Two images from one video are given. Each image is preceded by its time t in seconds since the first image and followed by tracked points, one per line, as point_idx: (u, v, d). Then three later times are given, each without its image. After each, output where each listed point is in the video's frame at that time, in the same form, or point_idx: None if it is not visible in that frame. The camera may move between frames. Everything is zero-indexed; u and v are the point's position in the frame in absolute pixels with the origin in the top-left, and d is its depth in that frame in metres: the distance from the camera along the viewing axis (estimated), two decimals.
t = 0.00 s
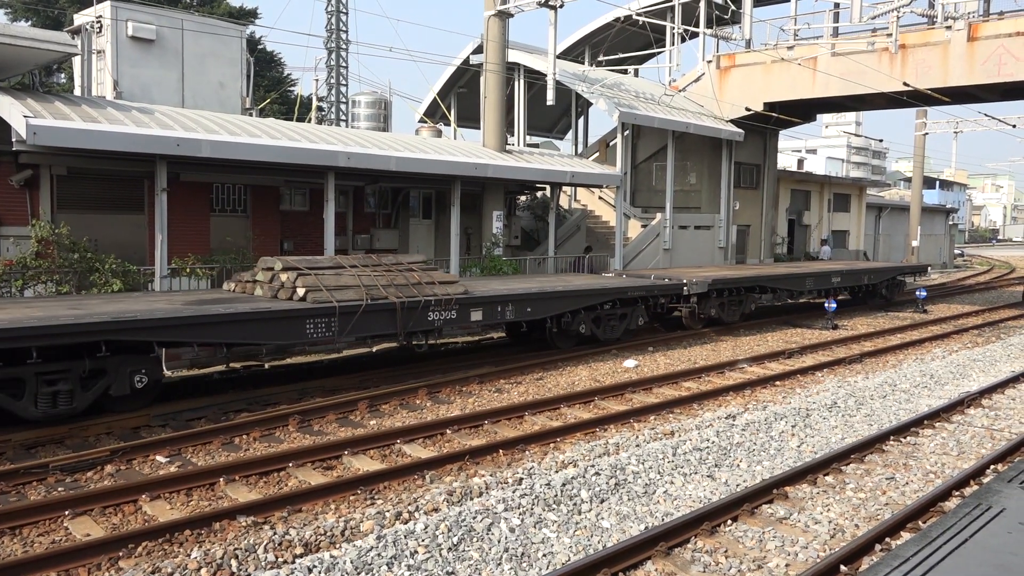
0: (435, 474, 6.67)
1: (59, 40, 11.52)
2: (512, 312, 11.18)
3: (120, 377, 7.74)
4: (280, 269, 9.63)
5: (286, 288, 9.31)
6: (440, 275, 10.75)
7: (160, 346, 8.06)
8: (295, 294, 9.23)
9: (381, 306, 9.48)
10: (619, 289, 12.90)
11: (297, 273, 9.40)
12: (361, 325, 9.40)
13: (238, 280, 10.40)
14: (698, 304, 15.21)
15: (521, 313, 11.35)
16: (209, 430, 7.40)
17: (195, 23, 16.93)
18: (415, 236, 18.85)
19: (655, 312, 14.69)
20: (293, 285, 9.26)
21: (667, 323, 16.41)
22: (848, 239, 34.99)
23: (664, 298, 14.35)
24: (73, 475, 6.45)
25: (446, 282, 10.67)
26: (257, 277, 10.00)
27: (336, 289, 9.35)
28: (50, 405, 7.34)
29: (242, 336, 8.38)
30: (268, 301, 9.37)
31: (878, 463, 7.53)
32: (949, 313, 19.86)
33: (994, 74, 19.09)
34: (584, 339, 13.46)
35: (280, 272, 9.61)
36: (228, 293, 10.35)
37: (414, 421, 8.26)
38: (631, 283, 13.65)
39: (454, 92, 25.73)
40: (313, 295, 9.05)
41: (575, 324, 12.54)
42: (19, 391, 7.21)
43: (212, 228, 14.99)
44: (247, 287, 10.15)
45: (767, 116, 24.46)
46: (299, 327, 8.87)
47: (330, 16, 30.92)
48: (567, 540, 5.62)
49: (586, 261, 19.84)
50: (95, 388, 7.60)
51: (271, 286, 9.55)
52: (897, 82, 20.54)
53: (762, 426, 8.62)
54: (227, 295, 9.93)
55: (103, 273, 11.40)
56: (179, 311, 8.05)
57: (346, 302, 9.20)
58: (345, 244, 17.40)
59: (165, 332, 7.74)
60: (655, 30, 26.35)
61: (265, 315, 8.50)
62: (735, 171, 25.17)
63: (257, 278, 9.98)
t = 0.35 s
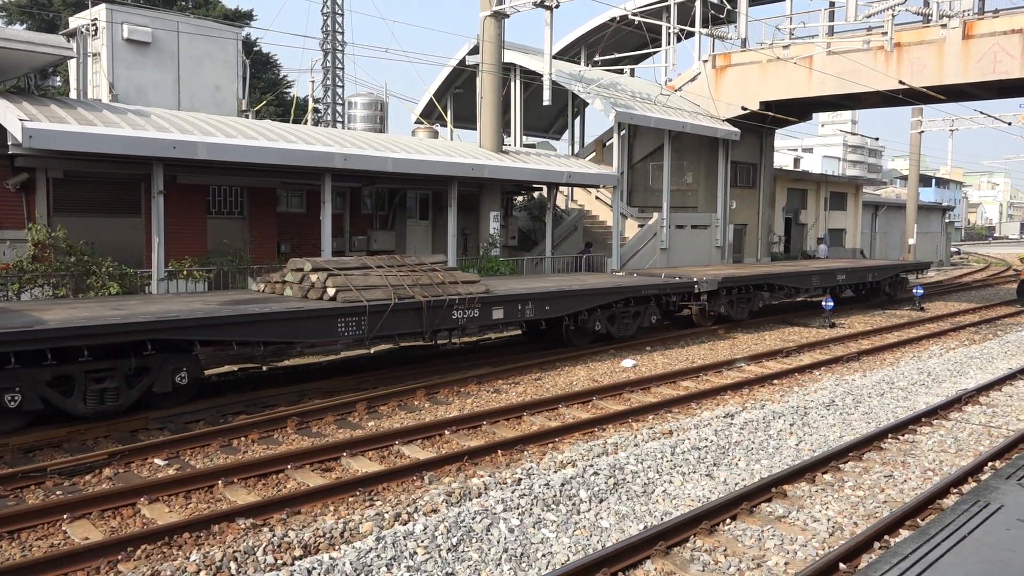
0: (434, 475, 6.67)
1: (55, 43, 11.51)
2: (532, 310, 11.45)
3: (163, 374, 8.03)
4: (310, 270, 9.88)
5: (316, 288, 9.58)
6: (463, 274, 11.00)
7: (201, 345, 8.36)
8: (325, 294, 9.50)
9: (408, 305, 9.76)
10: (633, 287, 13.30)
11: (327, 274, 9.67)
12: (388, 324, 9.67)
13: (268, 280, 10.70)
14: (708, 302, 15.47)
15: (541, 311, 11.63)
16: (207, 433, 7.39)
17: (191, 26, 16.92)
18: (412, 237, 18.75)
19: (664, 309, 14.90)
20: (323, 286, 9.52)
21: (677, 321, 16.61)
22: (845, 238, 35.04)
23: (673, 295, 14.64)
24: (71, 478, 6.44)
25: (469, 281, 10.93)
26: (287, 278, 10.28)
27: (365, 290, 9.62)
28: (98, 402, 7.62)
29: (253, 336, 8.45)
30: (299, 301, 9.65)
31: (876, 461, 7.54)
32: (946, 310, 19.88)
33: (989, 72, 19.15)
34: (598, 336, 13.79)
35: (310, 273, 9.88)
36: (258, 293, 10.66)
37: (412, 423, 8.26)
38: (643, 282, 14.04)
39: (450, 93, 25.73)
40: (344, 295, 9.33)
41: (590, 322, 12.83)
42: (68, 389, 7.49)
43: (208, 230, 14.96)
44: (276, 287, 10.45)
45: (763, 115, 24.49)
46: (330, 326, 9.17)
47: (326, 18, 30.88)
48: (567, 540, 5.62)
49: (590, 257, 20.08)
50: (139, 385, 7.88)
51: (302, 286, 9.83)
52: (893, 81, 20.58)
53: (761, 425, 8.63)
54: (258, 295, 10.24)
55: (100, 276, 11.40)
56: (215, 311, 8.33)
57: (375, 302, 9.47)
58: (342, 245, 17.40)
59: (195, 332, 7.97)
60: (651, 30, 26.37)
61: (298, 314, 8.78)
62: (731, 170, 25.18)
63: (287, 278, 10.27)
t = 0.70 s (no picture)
0: (433, 476, 6.67)
1: (51, 45, 11.51)
2: (552, 308, 11.78)
3: (204, 370, 8.34)
4: (339, 269, 10.18)
5: (346, 287, 9.88)
6: (485, 274, 11.31)
7: (239, 342, 8.68)
8: (355, 293, 9.81)
9: (434, 304, 10.08)
10: (646, 286, 13.57)
11: (356, 273, 9.98)
12: (416, 322, 9.99)
13: (296, 280, 10.96)
14: (719, 301, 15.71)
15: (559, 309, 11.96)
16: (206, 434, 7.39)
17: (187, 27, 16.90)
18: (410, 238, 18.72)
19: (676, 308, 15.11)
20: (353, 285, 9.83)
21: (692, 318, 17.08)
22: (842, 237, 35.10)
23: (685, 294, 14.81)
24: (70, 481, 6.43)
25: (490, 281, 11.22)
26: (314, 277, 10.56)
27: (394, 288, 9.94)
28: (144, 397, 7.92)
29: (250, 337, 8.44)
30: (329, 299, 9.93)
31: (874, 460, 7.54)
32: (944, 309, 19.92)
33: (985, 71, 19.18)
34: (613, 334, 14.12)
35: (339, 272, 10.17)
36: (286, 293, 10.91)
37: (410, 424, 8.26)
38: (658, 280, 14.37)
39: (447, 94, 25.73)
40: (374, 294, 9.65)
41: (605, 321, 13.15)
42: (115, 384, 7.79)
43: (206, 232, 14.93)
44: (303, 287, 10.71)
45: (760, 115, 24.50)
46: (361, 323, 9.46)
47: (322, 19, 30.86)
48: (566, 540, 5.62)
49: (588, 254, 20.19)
50: (182, 381, 8.20)
51: (330, 285, 10.11)
52: (889, 80, 20.61)
53: (759, 424, 8.63)
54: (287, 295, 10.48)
55: (98, 278, 11.38)
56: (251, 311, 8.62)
57: (404, 300, 9.79)
58: (339, 246, 17.38)
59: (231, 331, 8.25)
60: (648, 30, 26.35)
61: (307, 316, 8.92)
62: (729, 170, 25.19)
63: (315, 278, 10.53)
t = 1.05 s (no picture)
0: (433, 476, 6.67)
1: (50, 45, 11.51)
2: (571, 306, 12.12)
3: (244, 366, 8.64)
4: (368, 268, 10.55)
5: (377, 286, 10.27)
6: (508, 273, 11.68)
7: (278, 339, 9.00)
8: (385, 291, 10.20)
9: (461, 302, 10.47)
10: (661, 284, 13.89)
11: (386, 272, 10.36)
12: (443, 320, 10.39)
13: (326, 278, 11.36)
14: (731, 299, 16.01)
15: (579, 307, 12.29)
16: (207, 434, 7.40)
17: (187, 27, 16.90)
18: (410, 238, 18.71)
19: (688, 307, 15.46)
20: (383, 283, 10.22)
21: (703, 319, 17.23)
22: (842, 237, 35.11)
23: (698, 292, 15.09)
24: (70, 481, 6.42)
25: (513, 279, 11.60)
26: (344, 276, 10.93)
27: (423, 287, 10.35)
28: (188, 391, 8.20)
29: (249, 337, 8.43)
30: (360, 297, 10.32)
31: (874, 460, 7.55)
32: (943, 309, 19.93)
33: (985, 70, 19.19)
34: (629, 332, 14.45)
35: (369, 271, 10.54)
36: (316, 291, 11.30)
37: (411, 423, 8.27)
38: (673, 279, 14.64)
39: (446, 94, 25.73)
40: (404, 292, 10.04)
41: (621, 318, 13.52)
42: (162, 379, 8.08)
43: (205, 232, 14.93)
44: (333, 286, 11.11)
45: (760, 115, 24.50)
46: (392, 321, 9.86)
47: (322, 19, 30.87)
48: (566, 540, 5.63)
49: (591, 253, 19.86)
50: (224, 376, 8.49)
51: (360, 284, 10.48)
52: (889, 80, 20.62)
53: (759, 424, 8.64)
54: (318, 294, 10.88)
55: (97, 279, 11.39)
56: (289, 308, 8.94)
57: (432, 298, 10.19)
58: (339, 246, 17.46)
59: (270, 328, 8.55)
60: (647, 30, 26.36)
61: (307, 316, 8.92)
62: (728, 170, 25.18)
63: (345, 277, 10.93)
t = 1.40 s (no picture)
0: (437, 475, 6.67)
1: (56, 45, 11.55)
2: (596, 303, 12.41)
3: (286, 359, 8.96)
4: (401, 266, 10.80)
5: (409, 282, 10.53)
6: (534, 270, 11.98)
7: (318, 333, 9.31)
8: (418, 288, 10.47)
9: (491, 298, 10.75)
10: (681, 282, 14.16)
11: (419, 269, 10.61)
12: (474, 315, 10.68)
13: (357, 276, 11.58)
14: (747, 296, 16.26)
15: (602, 304, 12.57)
16: (210, 433, 7.40)
17: (191, 27, 16.94)
18: (413, 236, 18.73)
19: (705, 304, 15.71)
20: (416, 280, 10.49)
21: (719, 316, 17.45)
22: (846, 235, 35.03)
23: (715, 290, 15.31)
24: (75, 479, 6.44)
25: (539, 276, 11.91)
26: (376, 273, 11.21)
27: (455, 284, 10.64)
28: (236, 383, 8.53)
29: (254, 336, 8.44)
30: (393, 294, 10.56)
31: (879, 459, 7.53)
32: (949, 308, 19.87)
33: (990, 68, 19.14)
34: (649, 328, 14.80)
35: (401, 269, 10.79)
36: (348, 288, 11.50)
37: (415, 422, 8.28)
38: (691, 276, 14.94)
39: (451, 93, 25.72)
40: (436, 289, 10.32)
41: (641, 315, 13.79)
42: (210, 371, 8.40)
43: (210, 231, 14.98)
44: (365, 283, 11.38)
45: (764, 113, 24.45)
46: (427, 317, 10.14)
47: (326, 18, 30.90)
48: (570, 539, 5.62)
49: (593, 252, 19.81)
50: (268, 369, 8.80)
51: (393, 281, 10.73)
52: (894, 78, 20.58)
53: (764, 422, 8.63)
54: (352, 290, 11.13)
55: (102, 278, 11.42)
56: (307, 305, 9.04)
57: (465, 295, 10.48)
58: (343, 245, 17.44)
59: (313, 322, 8.87)
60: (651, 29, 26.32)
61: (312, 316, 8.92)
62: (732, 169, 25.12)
63: (377, 274, 11.18)
